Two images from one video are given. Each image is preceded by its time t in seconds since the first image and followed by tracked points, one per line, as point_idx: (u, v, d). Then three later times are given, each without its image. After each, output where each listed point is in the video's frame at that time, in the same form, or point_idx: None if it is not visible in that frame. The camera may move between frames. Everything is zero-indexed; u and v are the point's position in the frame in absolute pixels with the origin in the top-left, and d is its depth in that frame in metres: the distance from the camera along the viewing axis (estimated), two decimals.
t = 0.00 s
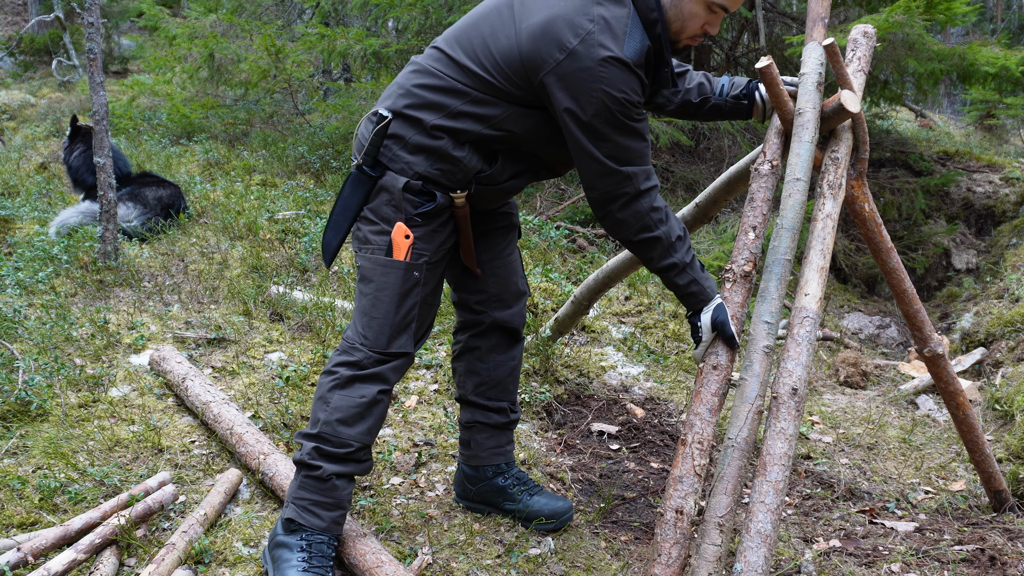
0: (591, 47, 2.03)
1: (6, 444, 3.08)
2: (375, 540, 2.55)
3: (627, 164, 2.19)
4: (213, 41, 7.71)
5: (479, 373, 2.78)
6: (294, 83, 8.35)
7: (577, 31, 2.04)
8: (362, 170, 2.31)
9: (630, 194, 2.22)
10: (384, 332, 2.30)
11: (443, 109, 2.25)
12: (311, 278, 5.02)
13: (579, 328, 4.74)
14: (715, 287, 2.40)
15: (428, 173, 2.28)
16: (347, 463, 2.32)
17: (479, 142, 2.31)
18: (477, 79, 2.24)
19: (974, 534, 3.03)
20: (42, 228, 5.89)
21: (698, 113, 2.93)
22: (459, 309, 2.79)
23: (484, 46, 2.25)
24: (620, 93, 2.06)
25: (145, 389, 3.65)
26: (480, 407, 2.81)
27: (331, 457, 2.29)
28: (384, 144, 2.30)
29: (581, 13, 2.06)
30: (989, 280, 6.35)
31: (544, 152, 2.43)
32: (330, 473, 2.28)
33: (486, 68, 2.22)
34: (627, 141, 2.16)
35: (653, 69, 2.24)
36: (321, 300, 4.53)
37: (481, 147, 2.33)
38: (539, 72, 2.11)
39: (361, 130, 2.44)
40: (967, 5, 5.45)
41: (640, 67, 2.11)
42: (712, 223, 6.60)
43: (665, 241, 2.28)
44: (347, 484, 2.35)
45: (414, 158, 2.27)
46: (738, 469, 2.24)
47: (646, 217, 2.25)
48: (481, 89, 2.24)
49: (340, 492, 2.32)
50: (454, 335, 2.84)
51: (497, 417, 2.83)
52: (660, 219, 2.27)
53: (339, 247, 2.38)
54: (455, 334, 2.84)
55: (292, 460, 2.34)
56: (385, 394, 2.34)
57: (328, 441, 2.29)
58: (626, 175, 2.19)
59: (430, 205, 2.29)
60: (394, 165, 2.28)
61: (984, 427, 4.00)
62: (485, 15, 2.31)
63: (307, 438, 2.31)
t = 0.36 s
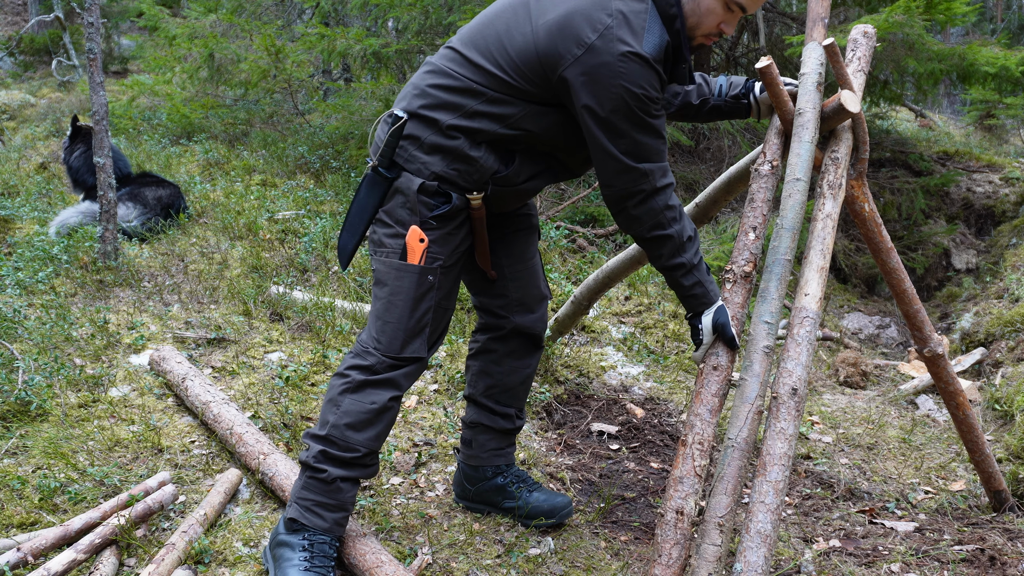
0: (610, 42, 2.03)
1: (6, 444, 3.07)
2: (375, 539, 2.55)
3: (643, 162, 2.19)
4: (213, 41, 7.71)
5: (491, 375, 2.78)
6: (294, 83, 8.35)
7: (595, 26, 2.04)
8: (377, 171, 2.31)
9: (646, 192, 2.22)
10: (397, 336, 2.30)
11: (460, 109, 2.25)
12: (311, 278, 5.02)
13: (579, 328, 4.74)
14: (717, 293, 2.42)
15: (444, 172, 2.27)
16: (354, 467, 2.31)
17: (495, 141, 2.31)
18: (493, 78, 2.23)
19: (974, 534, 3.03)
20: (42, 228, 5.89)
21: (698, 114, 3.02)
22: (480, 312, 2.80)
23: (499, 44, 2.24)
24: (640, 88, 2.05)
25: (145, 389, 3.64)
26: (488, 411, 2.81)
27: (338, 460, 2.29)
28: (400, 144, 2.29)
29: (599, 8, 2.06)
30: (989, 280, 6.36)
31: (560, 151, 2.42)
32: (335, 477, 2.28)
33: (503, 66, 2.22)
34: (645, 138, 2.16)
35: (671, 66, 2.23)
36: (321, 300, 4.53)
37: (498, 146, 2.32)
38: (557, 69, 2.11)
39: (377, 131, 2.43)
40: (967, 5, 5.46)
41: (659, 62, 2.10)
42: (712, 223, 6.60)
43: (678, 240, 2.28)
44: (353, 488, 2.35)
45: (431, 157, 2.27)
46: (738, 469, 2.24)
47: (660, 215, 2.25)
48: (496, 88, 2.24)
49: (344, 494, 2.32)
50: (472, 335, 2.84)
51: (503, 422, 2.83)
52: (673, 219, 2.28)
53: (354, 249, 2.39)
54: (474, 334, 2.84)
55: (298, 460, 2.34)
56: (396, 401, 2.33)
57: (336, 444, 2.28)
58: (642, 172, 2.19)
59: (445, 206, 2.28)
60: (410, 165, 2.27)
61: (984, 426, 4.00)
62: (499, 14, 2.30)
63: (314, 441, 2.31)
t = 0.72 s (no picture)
0: (629, 45, 2.02)
1: (6, 444, 3.07)
2: (376, 540, 2.55)
3: (653, 167, 2.19)
4: (212, 41, 7.70)
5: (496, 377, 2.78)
6: (293, 83, 8.34)
7: (614, 29, 2.03)
8: (390, 169, 2.30)
9: (657, 197, 2.22)
10: (405, 338, 2.29)
11: (474, 109, 2.24)
12: (311, 278, 5.02)
13: (579, 328, 4.74)
14: (717, 300, 2.43)
15: (457, 172, 2.27)
16: (359, 469, 2.31)
17: (508, 142, 2.31)
18: (508, 79, 2.22)
19: (974, 534, 3.03)
20: (42, 228, 5.89)
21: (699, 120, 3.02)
22: (489, 313, 2.80)
23: (515, 45, 2.23)
24: (656, 92, 2.05)
25: (145, 389, 3.64)
26: (491, 411, 2.81)
27: (343, 462, 2.29)
28: (415, 142, 2.27)
29: (618, 10, 2.05)
30: (989, 280, 6.36)
31: (573, 153, 2.42)
32: (340, 478, 2.28)
33: (520, 67, 2.20)
34: (658, 143, 2.16)
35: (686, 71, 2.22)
36: (321, 300, 4.53)
37: (511, 146, 2.32)
38: (574, 71, 2.09)
39: (390, 127, 2.41)
40: (967, 5, 5.45)
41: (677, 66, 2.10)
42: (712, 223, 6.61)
43: (684, 245, 2.29)
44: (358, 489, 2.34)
45: (444, 156, 2.26)
46: (739, 469, 2.24)
47: (669, 220, 2.25)
48: (511, 89, 2.23)
49: (349, 495, 2.32)
50: (482, 335, 2.84)
51: (505, 425, 2.83)
52: (681, 224, 2.28)
53: (362, 246, 2.36)
54: (483, 335, 2.84)
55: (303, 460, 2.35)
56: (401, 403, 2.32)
57: (341, 445, 2.28)
58: (652, 177, 2.19)
59: (457, 207, 2.28)
60: (424, 164, 2.26)
61: (984, 427, 4.00)
62: (515, 14, 2.29)
63: (320, 441, 2.30)
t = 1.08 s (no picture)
0: (632, 37, 2.01)
1: (6, 444, 3.07)
2: (375, 540, 2.55)
3: (661, 161, 2.16)
4: (212, 41, 7.71)
5: (496, 376, 2.78)
6: (294, 83, 8.34)
7: (616, 21, 2.03)
8: (389, 172, 2.29)
9: (666, 190, 2.19)
10: (405, 340, 2.29)
11: (475, 109, 2.24)
12: (311, 278, 5.02)
13: (579, 328, 4.74)
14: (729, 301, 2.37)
15: (459, 175, 2.27)
16: (357, 472, 2.31)
17: (510, 142, 2.31)
18: (510, 77, 2.22)
19: (974, 534, 3.03)
20: (42, 228, 5.89)
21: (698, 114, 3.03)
22: (490, 313, 2.79)
23: (516, 42, 2.23)
24: (660, 82, 2.04)
25: (145, 389, 3.64)
26: (493, 412, 2.81)
27: (341, 465, 2.29)
28: (415, 145, 2.27)
29: (619, 3, 2.05)
30: (989, 280, 6.36)
31: (576, 154, 2.42)
32: (338, 481, 2.28)
33: (521, 65, 2.20)
34: (664, 136, 2.14)
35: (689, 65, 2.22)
36: (321, 300, 4.53)
37: (512, 147, 2.32)
38: (577, 66, 2.09)
39: (388, 131, 2.41)
40: (967, 5, 5.45)
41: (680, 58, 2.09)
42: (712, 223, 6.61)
43: (697, 240, 2.24)
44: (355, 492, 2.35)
45: (445, 159, 2.26)
46: (739, 468, 2.24)
47: (680, 215, 2.22)
48: (512, 89, 2.23)
49: (346, 498, 2.32)
50: (482, 335, 2.84)
51: (507, 426, 2.83)
52: (692, 219, 2.25)
53: (361, 249, 2.36)
54: (483, 334, 2.84)
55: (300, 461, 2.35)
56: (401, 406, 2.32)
57: (341, 448, 2.28)
58: (660, 170, 2.16)
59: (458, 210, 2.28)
60: (424, 167, 2.26)
61: (984, 427, 4.00)
62: (515, 11, 2.29)
63: (318, 444, 2.30)
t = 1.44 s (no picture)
0: (648, 46, 2.01)
1: (6, 444, 3.07)
2: (375, 540, 2.55)
3: (670, 172, 2.17)
4: (212, 41, 7.71)
5: (497, 379, 2.77)
6: (294, 83, 8.34)
7: (634, 28, 2.02)
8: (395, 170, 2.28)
9: (673, 201, 2.20)
10: (408, 340, 2.29)
11: (484, 111, 2.24)
12: (311, 278, 5.03)
13: (579, 327, 4.74)
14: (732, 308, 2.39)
15: (464, 174, 2.26)
16: (357, 472, 2.31)
17: (518, 145, 2.30)
18: (522, 78, 2.21)
19: (974, 534, 3.03)
20: (42, 228, 5.89)
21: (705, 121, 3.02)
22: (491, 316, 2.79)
23: (531, 45, 2.23)
24: (673, 92, 2.03)
25: (145, 389, 3.64)
26: (492, 412, 2.81)
27: (340, 465, 2.29)
28: (422, 143, 2.26)
29: (638, 11, 2.05)
30: (989, 280, 6.36)
31: (583, 159, 2.42)
32: (338, 481, 2.28)
33: (534, 68, 2.20)
34: (674, 147, 2.14)
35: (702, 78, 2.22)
36: (321, 299, 4.54)
37: (519, 149, 2.32)
38: (592, 71, 2.08)
39: (395, 126, 2.40)
40: (967, 5, 5.45)
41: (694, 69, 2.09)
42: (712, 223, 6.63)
43: (701, 252, 2.27)
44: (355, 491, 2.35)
45: (452, 157, 2.25)
46: (738, 469, 2.24)
47: (685, 226, 2.24)
48: (523, 92, 2.22)
49: (346, 497, 2.32)
50: (484, 338, 2.84)
51: (507, 426, 2.83)
52: (696, 231, 2.27)
53: (363, 245, 2.35)
54: (484, 337, 2.84)
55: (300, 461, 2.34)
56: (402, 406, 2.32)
57: (342, 448, 2.28)
58: (669, 181, 2.17)
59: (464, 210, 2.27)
60: (431, 165, 2.25)
61: (984, 427, 4.00)
62: (531, 14, 2.29)
63: (319, 443, 2.30)
